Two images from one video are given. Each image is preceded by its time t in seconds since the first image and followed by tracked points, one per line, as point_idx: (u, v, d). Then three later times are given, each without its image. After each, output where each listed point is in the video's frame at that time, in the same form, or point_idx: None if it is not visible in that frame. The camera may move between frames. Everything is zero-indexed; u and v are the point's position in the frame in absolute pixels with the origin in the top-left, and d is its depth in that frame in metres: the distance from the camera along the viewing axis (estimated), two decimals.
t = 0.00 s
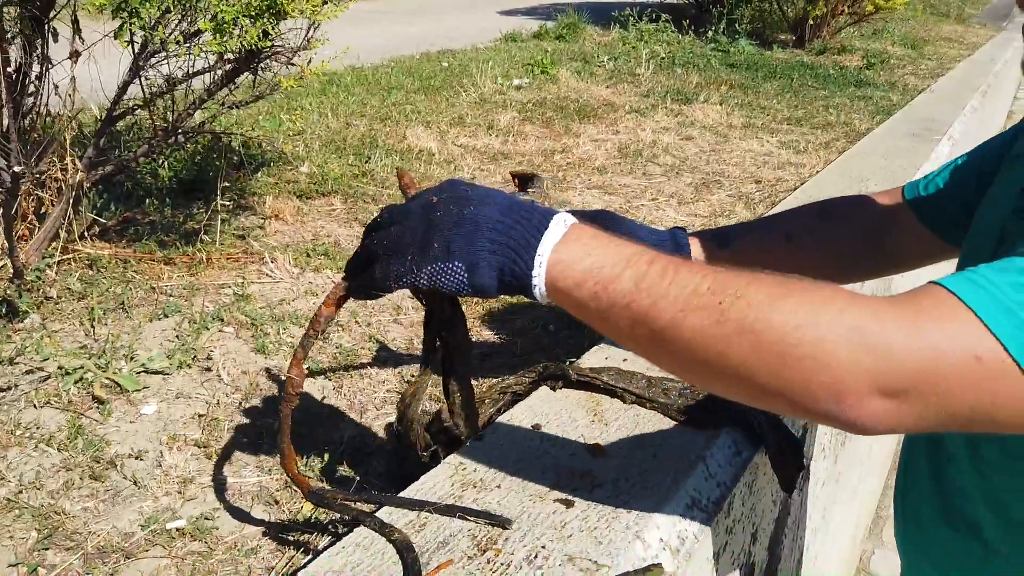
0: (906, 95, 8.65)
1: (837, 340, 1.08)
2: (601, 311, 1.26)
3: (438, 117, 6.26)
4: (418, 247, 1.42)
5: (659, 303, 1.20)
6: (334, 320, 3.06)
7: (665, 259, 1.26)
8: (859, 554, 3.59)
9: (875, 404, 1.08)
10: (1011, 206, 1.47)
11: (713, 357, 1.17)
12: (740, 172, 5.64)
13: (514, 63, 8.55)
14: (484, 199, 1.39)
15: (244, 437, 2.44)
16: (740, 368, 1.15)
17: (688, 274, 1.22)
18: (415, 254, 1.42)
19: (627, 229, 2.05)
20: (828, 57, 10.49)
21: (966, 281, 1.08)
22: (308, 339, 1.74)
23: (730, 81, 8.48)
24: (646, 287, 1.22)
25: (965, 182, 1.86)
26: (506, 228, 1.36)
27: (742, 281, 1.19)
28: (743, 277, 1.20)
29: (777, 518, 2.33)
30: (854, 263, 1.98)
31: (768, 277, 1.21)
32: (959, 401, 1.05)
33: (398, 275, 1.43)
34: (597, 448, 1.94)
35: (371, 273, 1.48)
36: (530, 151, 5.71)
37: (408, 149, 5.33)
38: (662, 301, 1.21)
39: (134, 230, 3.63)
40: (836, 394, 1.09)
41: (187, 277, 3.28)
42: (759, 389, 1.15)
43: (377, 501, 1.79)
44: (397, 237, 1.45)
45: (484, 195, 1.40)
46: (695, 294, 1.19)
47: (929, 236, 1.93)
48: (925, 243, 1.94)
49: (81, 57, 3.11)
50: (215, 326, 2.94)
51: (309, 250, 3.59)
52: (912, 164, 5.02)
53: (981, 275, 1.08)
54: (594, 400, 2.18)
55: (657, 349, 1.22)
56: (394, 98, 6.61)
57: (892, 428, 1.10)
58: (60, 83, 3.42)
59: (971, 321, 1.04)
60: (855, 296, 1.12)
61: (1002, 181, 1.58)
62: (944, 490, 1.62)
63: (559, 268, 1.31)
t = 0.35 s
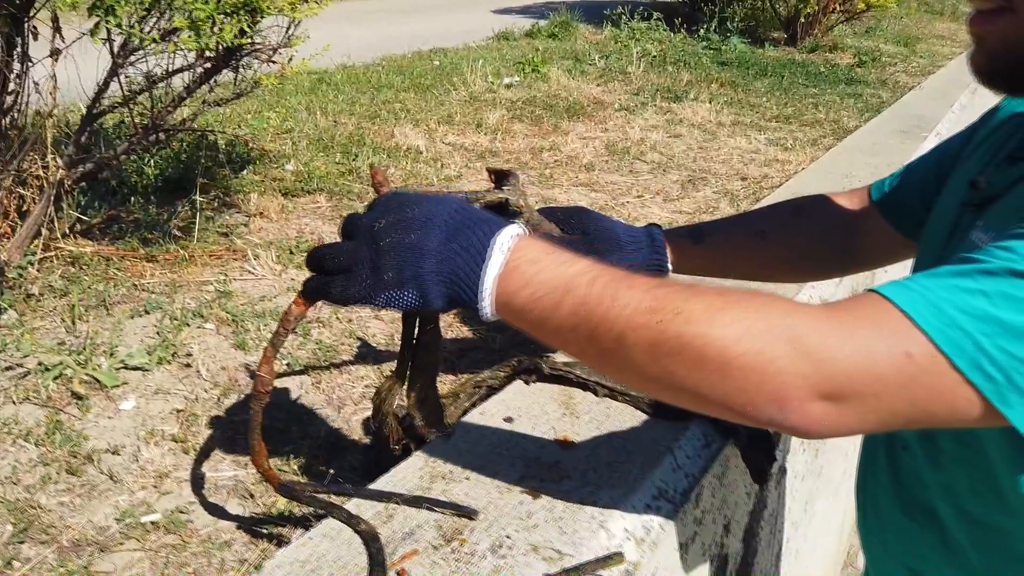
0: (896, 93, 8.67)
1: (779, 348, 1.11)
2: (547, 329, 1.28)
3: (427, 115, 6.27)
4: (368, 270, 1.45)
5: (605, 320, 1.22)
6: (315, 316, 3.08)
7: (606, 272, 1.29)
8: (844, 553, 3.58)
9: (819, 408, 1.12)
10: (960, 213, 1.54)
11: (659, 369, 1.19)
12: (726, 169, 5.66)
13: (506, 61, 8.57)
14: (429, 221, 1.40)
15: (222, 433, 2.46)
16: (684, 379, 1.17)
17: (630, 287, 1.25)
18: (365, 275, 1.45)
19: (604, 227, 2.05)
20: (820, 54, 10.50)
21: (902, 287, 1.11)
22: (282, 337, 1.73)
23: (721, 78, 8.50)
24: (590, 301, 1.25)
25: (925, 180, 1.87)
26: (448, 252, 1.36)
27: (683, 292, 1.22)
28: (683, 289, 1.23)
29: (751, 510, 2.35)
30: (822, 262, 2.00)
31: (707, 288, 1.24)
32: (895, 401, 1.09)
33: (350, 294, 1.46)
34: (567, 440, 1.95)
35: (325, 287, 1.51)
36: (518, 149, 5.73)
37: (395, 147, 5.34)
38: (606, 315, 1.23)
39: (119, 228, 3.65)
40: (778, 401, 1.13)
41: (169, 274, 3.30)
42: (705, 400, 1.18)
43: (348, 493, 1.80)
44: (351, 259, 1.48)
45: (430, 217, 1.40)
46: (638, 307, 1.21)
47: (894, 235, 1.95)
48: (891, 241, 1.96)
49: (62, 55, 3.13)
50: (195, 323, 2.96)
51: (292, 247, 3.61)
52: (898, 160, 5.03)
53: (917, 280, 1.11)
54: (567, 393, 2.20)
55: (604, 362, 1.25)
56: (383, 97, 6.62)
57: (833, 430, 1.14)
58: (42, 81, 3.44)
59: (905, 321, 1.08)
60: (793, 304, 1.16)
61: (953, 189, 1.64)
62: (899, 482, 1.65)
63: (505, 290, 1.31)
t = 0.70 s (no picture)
0: (896, 90, 8.66)
1: (763, 343, 1.12)
2: (534, 335, 1.28)
3: (426, 110, 6.26)
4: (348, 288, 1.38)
5: (592, 322, 1.23)
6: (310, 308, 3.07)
7: (589, 273, 1.29)
8: (841, 551, 3.57)
9: (807, 399, 1.13)
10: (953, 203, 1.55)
11: (646, 369, 1.19)
12: (725, 164, 5.66)
13: (505, 57, 8.56)
14: (411, 239, 1.34)
15: (217, 423, 2.46)
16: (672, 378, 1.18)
17: (614, 288, 1.25)
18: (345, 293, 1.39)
19: (606, 217, 2.04)
20: (820, 52, 10.48)
21: (887, 277, 1.12)
22: (276, 332, 1.67)
23: (720, 75, 8.49)
24: (575, 303, 1.25)
25: (923, 169, 1.87)
26: (434, 271, 1.32)
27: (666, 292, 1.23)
28: (666, 290, 1.23)
29: (748, 500, 2.33)
30: (821, 254, 1.99)
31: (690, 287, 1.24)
32: (881, 390, 1.10)
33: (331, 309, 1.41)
34: (562, 428, 1.94)
35: (310, 303, 1.43)
36: (516, 144, 5.72)
37: (393, 142, 5.33)
38: (591, 316, 1.23)
39: (115, 220, 3.64)
40: (767, 395, 1.13)
41: (166, 266, 3.29)
42: (694, 396, 1.18)
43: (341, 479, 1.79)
44: (328, 273, 1.41)
45: (411, 234, 1.35)
46: (622, 309, 1.22)
47: (893, 229, 1.94)
48: (889, 235, 1.96)
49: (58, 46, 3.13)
50: (191, 314, 2.96)
51: (289, 239, 3.60)
52: (897, 155, 5.02)
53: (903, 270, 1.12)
54: (562, 381, 2.19)
55: (591, 364, 1.25)
56: (382, 93, 6.61)
57: (822, 421, 1.14)
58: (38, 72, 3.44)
59: (885, 309, 1.09)
60: (775, 299, 1.17)
61: (946, 182, 1.64)
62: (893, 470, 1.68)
63: (493, 302, 1.30)
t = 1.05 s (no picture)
0: (896, 89, 8.66)
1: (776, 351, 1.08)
2: (533, 334, 1.24)
3: (426, 107, 6.26)
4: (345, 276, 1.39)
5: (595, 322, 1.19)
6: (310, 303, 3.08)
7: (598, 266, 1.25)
8: (840, 550, 3.57)
9: (815, 410, 1.10)
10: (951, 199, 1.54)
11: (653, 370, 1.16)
12: (725, 162, 5.66)
13: (505, 55, 8.56)
14: (402, 222, 1.34)
15: (217, 417, 2.47)
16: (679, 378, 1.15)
17: (623, 284, 1.21)
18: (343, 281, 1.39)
19: (607, 213, 2.03)
20: (821, 51, 10.47)
21: (899, 278, 1.08)
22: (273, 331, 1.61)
23: (721, 74, 8.49)
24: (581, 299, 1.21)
25: (923, 163, 1.86)
26: (423, 253, 1.31)
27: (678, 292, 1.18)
28: (677, 288, 1.19)
29: (748, 494, 2.33)
30: (823, 247, 1.99)
31: (702, 285, 1.20)
32: (894, 403, 1.07)
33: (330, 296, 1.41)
34: (561, 421, 1.95)
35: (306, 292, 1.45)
36: (517, 141, 5.72)
37: (393, 139, 5.33)
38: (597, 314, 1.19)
39: (116, 215, 3.64)
40: (775, 403, 1.11)
41: (167, 261, 3.30)
42: (699, 399, 1.16)
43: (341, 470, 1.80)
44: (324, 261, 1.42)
45: (403, 217, 1.35)
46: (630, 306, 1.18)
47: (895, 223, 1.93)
48: (891, 229, 1.95)
49: (59, 40, 3.14)
50: (191, 308, 2.96)
51: (290, 235, 3.60)
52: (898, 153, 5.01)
53: (916, 270, 1.08)
54: (562, 374, 2.19)
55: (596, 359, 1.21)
56: (382, 90, 6.61)
57: (829, 431, 1.12)
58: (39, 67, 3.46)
59: (902, 318, 1.05)
60: (790, 303, 1.12)
61: (946, 177, 1.64)
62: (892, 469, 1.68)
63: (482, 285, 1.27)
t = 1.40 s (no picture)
0: (906, 87, 8.64)
1: (785, 344, 1.08)
2: (549, 326, 1.26)
3: (434, 105, 6.25)
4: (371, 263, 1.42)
5: (606, 316, 1.19)
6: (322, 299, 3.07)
7: (610, 262, 1.26)
8: (852, 550, 3.55)
9: (827, 407, 1.08)
10: (970, 198, 1.51)
11: (661, 364, 1.16)
12: (735, 160, 5.64)
13: (513, 54, 8.54)
14: (425, 217, 1.35)
15: (231, 413, 2.47)
16: (688, 372, 1.14)
17: (634, 279, 1.21)
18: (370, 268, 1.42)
19: (625, 210, 2.02)
20: (829, 50, 10.42)
21: (912, 277, 1.06)
22: (293, 321, 1.63)
23: (729, 72, 8.46)
24: (591, 292, 1.21)
25: (944, 159, 1.84)
26: (447, 248, 1.33)
27: (689, 287, 1.18)
28: (688, 284, 1.19)
29: (764, 493, 2.32)
30: (841, 245, 1.97)
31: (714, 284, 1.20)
32: (907, 401, 1.05)
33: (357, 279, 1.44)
34: (578, 418, 1.93)
35: (331, 277, 1.47)
36: (526, 139, 5.70)
37: (402, 136, 5.32)
38: (606, 307, 1.20)
39: (127, 212, 3.64)
40: (784, 399, 1.09)
41: (178, 257, 3.29)
42: (710, 396, 1.15)
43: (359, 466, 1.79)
44: (351, 246, 1.45)
45: (426, 211, 1.35)
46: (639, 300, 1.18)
47: (914, 222, 1.91)
48: (910, 228, 1.93)
49: (71, 36, 3.14)
50: (204, 304, 2.96)
51: (300, 232, 3.59)
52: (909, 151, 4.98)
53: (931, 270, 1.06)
54: (577, 371, 2.18)
55: (605, 351, 1.22)
56: (390, 88, 6.60)
57: (841, 431, 1.10)
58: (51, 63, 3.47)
59: (913, 314, 1.03)
60: (801, 300, 1.12)
61: (966, 173, 1.61)
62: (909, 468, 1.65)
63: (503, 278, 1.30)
